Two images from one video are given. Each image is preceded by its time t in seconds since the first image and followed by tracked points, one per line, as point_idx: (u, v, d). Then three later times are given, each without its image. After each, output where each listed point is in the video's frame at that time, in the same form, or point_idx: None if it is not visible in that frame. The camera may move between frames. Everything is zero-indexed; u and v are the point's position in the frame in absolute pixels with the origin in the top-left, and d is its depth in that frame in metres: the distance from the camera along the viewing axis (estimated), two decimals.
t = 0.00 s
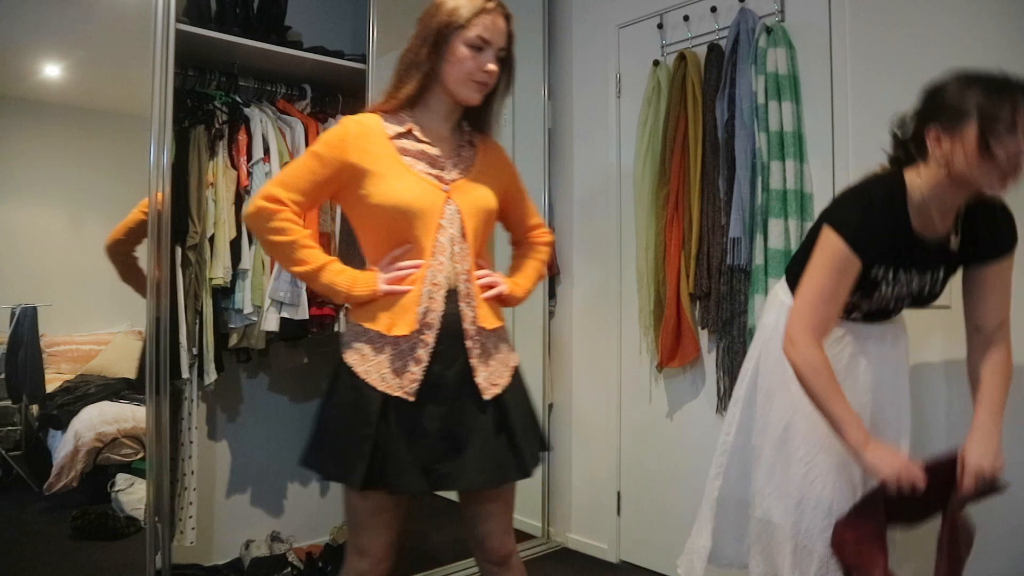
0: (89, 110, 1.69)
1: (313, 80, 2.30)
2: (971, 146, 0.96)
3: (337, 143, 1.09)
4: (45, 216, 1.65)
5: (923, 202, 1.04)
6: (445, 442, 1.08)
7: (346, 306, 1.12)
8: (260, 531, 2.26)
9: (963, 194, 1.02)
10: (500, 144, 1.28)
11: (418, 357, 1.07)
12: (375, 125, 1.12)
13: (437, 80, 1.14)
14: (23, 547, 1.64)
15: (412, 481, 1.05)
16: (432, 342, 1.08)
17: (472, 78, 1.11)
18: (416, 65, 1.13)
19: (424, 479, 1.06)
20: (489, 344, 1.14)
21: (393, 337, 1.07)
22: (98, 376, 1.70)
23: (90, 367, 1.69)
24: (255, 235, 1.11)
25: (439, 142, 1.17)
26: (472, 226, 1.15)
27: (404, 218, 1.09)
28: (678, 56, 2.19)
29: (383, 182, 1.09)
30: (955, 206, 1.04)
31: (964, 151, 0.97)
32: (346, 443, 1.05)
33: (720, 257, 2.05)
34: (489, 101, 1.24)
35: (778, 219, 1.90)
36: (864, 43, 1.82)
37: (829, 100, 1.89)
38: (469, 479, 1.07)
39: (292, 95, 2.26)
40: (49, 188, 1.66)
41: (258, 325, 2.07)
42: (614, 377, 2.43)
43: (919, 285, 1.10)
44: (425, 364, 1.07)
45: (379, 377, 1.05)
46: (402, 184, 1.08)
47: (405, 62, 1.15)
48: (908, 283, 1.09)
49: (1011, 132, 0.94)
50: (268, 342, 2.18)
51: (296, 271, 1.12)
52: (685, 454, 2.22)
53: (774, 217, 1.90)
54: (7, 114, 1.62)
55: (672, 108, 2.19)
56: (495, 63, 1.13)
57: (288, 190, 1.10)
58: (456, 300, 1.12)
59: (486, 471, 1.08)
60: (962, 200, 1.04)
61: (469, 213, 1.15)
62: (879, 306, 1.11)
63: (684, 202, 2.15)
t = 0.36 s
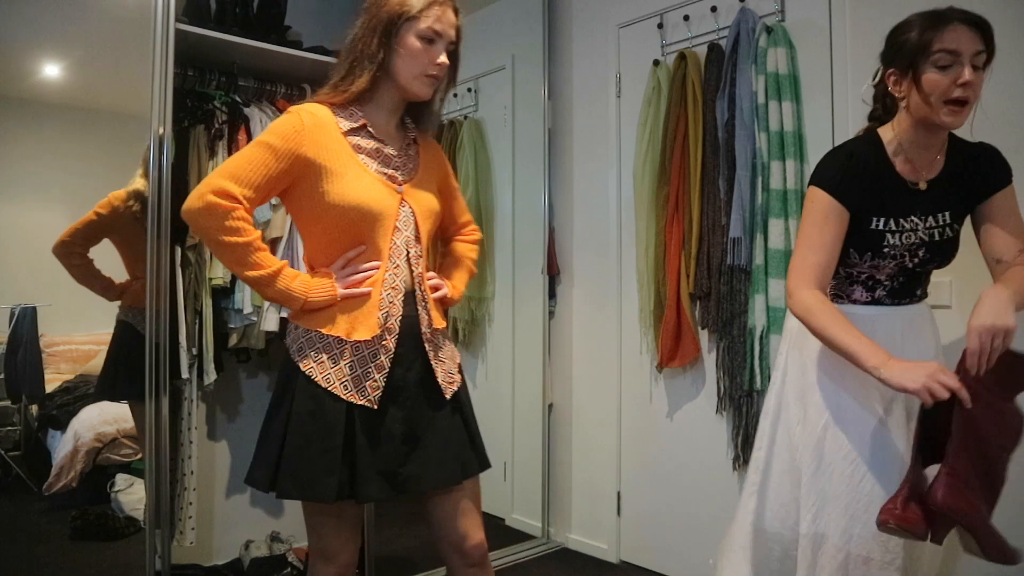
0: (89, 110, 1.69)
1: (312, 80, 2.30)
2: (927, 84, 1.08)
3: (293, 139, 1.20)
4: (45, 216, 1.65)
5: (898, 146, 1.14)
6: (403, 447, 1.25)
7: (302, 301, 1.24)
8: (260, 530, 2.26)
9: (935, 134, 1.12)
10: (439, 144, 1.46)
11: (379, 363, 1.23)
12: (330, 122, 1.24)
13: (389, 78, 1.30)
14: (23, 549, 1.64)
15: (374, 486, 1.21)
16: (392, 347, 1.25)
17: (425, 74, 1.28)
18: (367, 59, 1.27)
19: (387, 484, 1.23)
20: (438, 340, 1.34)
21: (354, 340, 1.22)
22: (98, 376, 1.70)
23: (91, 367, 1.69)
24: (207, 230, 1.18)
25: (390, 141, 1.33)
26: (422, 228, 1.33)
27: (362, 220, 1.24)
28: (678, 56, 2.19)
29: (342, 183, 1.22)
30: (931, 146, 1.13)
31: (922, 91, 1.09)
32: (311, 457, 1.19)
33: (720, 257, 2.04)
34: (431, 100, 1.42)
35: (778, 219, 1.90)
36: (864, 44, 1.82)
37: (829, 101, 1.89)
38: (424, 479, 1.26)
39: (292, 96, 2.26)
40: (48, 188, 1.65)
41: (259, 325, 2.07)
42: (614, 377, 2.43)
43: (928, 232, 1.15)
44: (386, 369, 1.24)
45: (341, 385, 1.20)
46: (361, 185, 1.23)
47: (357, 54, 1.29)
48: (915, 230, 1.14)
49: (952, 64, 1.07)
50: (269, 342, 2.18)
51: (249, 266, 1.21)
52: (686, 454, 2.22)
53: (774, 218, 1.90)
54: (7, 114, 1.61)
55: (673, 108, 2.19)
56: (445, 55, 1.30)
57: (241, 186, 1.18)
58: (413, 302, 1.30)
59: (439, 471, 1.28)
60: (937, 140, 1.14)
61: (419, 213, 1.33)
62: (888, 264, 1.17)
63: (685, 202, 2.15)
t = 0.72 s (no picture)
0: (89, 110, 1.69)
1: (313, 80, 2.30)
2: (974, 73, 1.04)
3: (277, 162, 1.25)
4: (45, 216, 1.65)
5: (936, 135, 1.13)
6: (393, 447, 1.26)
7: (301, 312, 1.26)
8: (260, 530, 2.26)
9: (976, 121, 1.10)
10: (417, 157, 1.51)
11: (376, 363, 1.26)
12: (311, 145, 1.29)
13: (359, 105, 1.34)
14: (23, 548, 1.63)
15: (369, 485, 1.21)
16: (389, 348, 1.27)
17: (389, 99, 1.31)
18: (335, 90, 1.31)
19: (377, 484, 1.23)
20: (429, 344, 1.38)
21: (354, 343, 1.25)
22: (98, 376, 1.70)
23: (91, 367, 1.69)
24: (201, 255, 1.22)
25: (372, 160, 1.37)
26: (411, 237, 1.37)
27: (352, 234, 1.28)
28: (678, 56, 2.19)
29: (328, 200, 1.26)
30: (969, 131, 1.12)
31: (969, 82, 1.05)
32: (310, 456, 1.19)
33: (720, 257, 2.04)
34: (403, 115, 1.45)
35: (778, 219, 1.90)
36: (864, 45, 1.82)
37: (829, 102, 1.89)
38: (412, 479, 1.26)
39: (292, 96, 2.26)
40: (48, 188, 1.65)
41: (259, 325, 2.08)
42: (614, 377, 2.43)
43: None
44: (383, 369, 1.26)
45: (343, 383, 1.22)
46: (346, 201, 1.27)
47: (324, 86, 1.33)
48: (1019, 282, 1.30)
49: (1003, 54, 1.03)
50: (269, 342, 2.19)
51: (246, 286, 1.25)
52: (686, 454, 2.22)
53: (774, 218, 1.90)
54: (7, 114, 1.61)
55: (673, 108, 2.19)
56: (405, 79, 1.32)
57: (228, 208, 1.23)
58: (410, 306, 1.33)
59: (424, 470, 1.28)
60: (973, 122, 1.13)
61: (407, 224, 1.37)
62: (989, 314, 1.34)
63: (685, 202, 2.15)
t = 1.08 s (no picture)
0: (89, 110, 1.69)
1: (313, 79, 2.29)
2: None
3: (277, 161, 1.25)
4: (45, 216, 1.65)
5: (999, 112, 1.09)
6: (392, 448, 1.26)
7: (300, 312, 1.26)
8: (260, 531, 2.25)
9: None
10: (418, 158, 1.51)
11: (375, 363, 1.25)
12: (310, 145, 1.29)
13: (360, 105, 1.34)
14: (23, 548, 1.64)
15: (367, 485, 1.21)
16: (388, 349, 1.27)
17: (388, 97, 1.31)
18: (339, 88, 1.32)
19: (377, 483, 1.22)
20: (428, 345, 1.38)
21: (352, 343, 1.24)
22: (98, 376, 1.70)
23: (91, 367, 1.69)
24: (201, 254, 1.23)
25: (371, 159, 1.37)
26: (410, 237, 1.37)
27: (351, 233, 1.28)
28: (678, 56, 2.19)
29: (327, 198, 1.26)
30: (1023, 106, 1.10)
31: None
32: (311, 454, 1.20)
33: (720, 257, 2.04)
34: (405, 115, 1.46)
35: (778, 219, 1.90)
36: (864, 46, 1.82)
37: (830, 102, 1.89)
38: (411, 479, 1.26)
39: (292, 96, 2.26)
40: (48, 188, 1.66)
41: (259, 325, 2.08)
42: (614, 377, 2.43)
43: None
44: (381, 369, 1.26)
45: (341, 382, 1.22)
46: (345, 200, 1.27)
47: (323, 86, 1.33)
48: None
49: None
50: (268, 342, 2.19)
51: (245, 285, 1.25)
52: (686, 454, 2.22)
53: (774, 217, 1.90)
54: (7, 114, 1.61)
55: (673, 108, 2.19)
56: (404, 77, 1.32)
57: (229, 207, 1.23)
58: (409, 306, 1.33)
59: (422, 471, 1.28)
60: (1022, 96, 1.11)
61: (406, 224, 1.36)
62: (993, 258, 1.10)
63: (685, 202, 2.15)
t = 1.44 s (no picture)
0: (89, 110, 1.69)
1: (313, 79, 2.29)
2: (934, 41, 1.14)
3: (276, 160, 1.25)
4: (45, 216, 1.65)
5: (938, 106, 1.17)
6: (390, 448, 1.26)
7: (298, 313, 1.26)
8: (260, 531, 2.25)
9: (960, 84, 1.17)
10: (418, 159, 1.51)
11: (372, 364, 1.25)
12: (309, 144, 1.29)
13: (359, 104, 1.34)
14: (24, 548, 1.64)
15: (364, 485, 1.21)
16: (386, 350, 1.27)
17: (386, 95, 1.31)
18: (337, 87, 1.32)
19: (374, 484, 1.22)
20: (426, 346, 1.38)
21: (349, 343, 1.24)
22: (98, 376, 1.70)
23: (91, 367, 1.69)
24: (199, 253, 1.23)
25: (370, 160, 1.37)
26: (409, 237, 1.37)
27: (349, 233, 1.28)
28: (678, 56, 2.19)
29: (325, 198, 1.27)
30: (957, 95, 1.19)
31: (935, 50, 1.14)
32: (308, 454, 1.20)
33: (720, 257, 2.04)
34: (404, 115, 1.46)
35: (778, 219, 1.90)
36: (863, 47, 1.82)
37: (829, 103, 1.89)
38: (409, 480, 1.26)
39: (292, 96, 2.26)
40: (48, 188, 1.65)
41: (259, 325, 2.09)
42: (614, 377, 2.43)
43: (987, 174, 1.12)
44: (378, 370, 1.26)
45: (338, 383, 1.22)
46: (344, 200, 1.27)
47: (322, 85, 1.33)
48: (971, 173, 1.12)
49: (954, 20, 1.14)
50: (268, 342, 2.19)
51: (243, 285, 1.25)
52: (686, 454, 2.22)
53: (774, 217, 1.90)
54: (8, 114, 1.61)
55: (673, 108, 2.19)
56: (403, 75, 1.32)
57: (228, 207, 1.24)
58: (407, 307, 1.33)
59: (420, 472, 1.28)
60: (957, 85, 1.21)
61: (405, 224, 1.36)
62: (957, 204, 1.11)
63: (685, 202, 2.15)
